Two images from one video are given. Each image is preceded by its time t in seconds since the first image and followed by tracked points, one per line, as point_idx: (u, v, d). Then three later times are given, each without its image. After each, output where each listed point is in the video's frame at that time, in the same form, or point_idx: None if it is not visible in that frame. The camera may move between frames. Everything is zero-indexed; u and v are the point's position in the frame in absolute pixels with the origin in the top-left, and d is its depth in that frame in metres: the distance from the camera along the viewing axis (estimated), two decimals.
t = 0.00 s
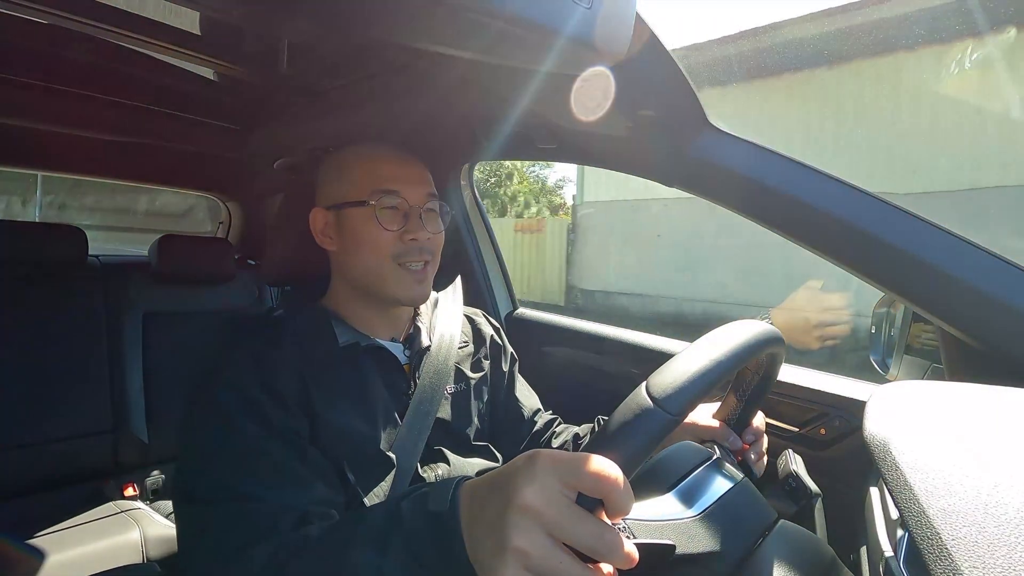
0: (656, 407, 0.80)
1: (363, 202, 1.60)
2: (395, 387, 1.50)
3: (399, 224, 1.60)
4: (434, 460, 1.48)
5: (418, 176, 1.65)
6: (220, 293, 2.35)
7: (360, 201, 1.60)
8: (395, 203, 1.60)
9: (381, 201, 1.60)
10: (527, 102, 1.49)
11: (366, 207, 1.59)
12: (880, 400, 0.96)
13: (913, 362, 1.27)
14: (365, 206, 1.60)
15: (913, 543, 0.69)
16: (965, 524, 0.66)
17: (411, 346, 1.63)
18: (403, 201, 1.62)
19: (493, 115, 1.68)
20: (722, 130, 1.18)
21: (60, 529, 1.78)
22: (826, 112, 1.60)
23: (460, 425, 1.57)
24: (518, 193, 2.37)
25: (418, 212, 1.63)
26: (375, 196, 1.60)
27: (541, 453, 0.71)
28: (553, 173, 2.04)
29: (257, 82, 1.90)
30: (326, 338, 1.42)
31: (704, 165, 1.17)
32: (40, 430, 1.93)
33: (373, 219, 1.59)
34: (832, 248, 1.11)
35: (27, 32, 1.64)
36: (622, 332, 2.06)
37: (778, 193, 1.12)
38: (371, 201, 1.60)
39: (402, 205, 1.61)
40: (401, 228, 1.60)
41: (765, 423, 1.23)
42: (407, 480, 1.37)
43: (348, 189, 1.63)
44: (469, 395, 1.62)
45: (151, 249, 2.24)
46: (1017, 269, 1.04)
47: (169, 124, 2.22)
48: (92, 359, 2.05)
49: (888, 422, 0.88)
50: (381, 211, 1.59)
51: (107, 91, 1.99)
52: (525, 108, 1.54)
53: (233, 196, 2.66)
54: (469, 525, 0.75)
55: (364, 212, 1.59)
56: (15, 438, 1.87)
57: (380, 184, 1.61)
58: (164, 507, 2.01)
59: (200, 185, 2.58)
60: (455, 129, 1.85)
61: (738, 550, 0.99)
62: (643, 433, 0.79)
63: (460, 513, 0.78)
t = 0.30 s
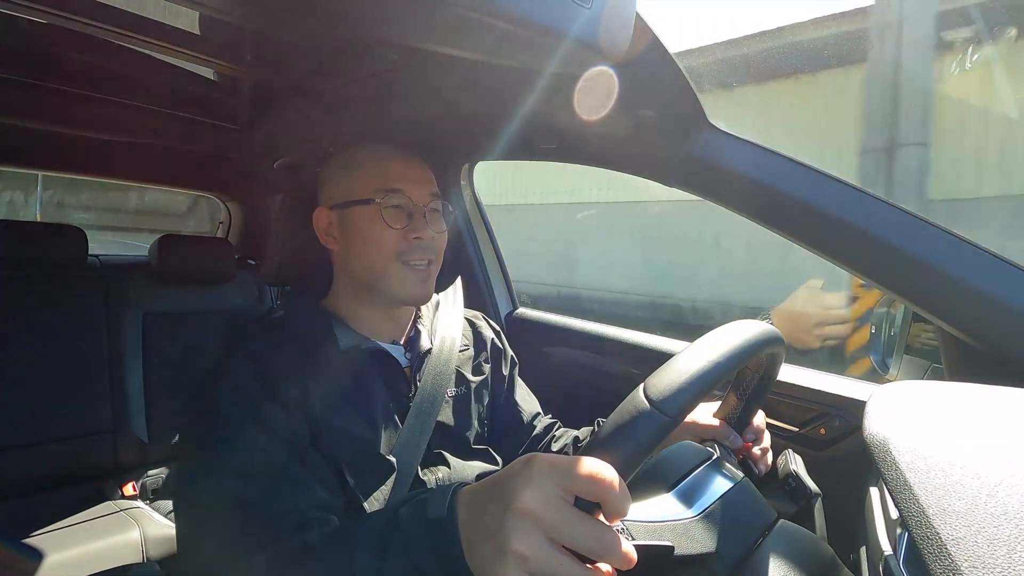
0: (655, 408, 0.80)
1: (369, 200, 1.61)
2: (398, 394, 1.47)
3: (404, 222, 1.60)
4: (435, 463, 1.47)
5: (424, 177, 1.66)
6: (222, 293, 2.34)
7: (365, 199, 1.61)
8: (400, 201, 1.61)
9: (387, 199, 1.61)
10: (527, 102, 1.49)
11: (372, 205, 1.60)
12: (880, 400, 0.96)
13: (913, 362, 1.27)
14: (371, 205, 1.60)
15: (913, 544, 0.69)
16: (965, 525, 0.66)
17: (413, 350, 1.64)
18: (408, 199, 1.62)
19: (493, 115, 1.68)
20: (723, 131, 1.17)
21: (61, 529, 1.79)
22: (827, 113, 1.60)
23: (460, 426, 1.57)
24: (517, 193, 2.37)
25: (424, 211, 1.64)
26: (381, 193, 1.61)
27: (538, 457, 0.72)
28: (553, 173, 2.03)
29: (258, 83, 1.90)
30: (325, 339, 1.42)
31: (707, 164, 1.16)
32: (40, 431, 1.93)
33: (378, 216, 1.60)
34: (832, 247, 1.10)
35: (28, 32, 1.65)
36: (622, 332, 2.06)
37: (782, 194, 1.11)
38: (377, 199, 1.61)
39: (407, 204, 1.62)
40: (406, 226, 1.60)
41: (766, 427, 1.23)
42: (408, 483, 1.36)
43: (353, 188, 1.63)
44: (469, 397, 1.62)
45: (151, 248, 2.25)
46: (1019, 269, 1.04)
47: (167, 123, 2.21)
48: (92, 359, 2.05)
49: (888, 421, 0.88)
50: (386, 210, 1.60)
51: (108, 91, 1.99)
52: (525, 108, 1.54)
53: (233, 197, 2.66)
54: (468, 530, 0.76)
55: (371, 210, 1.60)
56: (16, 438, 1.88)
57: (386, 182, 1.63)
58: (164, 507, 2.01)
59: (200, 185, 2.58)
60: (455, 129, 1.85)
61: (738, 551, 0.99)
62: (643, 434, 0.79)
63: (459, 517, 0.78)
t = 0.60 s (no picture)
0: (656, 407, 0.80)
1: (386, 203, 1.59)
2: (400, 392, 1.48)
3: (417, 226, 1.59)
4: (436, 462, 1.47)
5: (442, 184, 1.65)
6: (223, 293, 2.34)
7: (383, 202, 1.60)
8: (415, 206, 1.60)
9: (403, 204, 1.59)
10: (526, 102, 1.49)
11: (389, 208, 1.58)
12: (879, 400, 0.96)
13: (913, 359, 1.26)
14: (388, 207, 1.59)
15: (913, 543, 0.69)
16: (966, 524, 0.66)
17: (415, 351, 1.65)
18: (424, 204, 1.61)
19: (493, 114, 1.68)
20: (722, 131, 1.16)
21: (61, 529, 1.79)
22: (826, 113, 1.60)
23: (461, 426, 1.57)
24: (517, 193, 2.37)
25: (439, 216, 1.63)
26: (399, 197, 1.59)
27: (530, 465, 0.73)
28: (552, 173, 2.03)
29: (258, 82, 1.89)
30: (325, 340, 1.42)
31: (709, 167, 1.16)
32: (41, 431, 1.93)
33: (394, 220, 1.58)
34: (832, 247, 1.10)
35: (28, 33, 1.65)
36: (622, 333, 2.06)
37: (782, 193, 1.11)
38: (395, 202, 1.59)
39: (424, 209, 1.60)
40: (421, 230, 1.59)
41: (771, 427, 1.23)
42: (410, 483, 1.36)
43: (370, 185, 1.63)
44: (472, 397, 1.62)
45: (150, 248, 2.26)
46: (1019, 269, 1.04)
47: (167, 123, 2.21)
48: (93, 360, 2.05)
49: (889, 421, 0.88)
50: (402, 213, 1.59)
51: (108, 91, 1.99)
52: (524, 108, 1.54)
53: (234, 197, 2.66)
54: (466, 538, 0.76)
55: (387, 212, 1.59)
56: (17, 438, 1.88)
57: (403, 185, 1.61)
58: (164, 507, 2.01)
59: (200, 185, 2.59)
60: (454, 129, 1.85)
61: (740, 549, 0.99)
62: (642, 435, 0.78)
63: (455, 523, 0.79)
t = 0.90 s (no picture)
0: (654, 404, 0.81)
1: (382, 201, 1.60)
2: (400, 392, 1.48)
3: (415, 225, 1.60)
4: (437, 463, 1.48)
5: (438, 181, 1.66)
6: (223, 293, 2.34)
7: (379, 201, 1.60)
8: (413, 204, 1.61)
9: (400, 202, 1.60)
10: (526, 102, 1.49)
11: (385, 207, 1.59)
12: (879, 400, 0.96)
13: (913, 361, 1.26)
14: (385, 206, 1.60)
15: (914, 543, 0.69)
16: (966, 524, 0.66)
17: (416, 351, 1.64)
18: (421, 201, 1.62)
19: (493, 115, 1.68)
20: (723, 131, 1.16)
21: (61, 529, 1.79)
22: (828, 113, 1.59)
23: (461, 427, 1.57)
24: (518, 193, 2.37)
25: (436, 214, 1.64)
26: (395, 195, 1.61)
27: (527, 471, 0.73)
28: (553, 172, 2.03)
29: (259, 83, 1.89)
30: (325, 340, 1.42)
31: (710, 167, 1.16)
32: (42, 431, 1.93)
33: (391, 219, 1.59)
34: (833, 247, 1.10)
35: (29, 34, 1.65)
36: (622, 332, 2.06)
37: (782, 193, 1.11)
38: (390, 201, 1.60)
39: (421, 207, 1.61)
40: (418, 228, 1.61)
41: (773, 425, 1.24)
42: (410, 485, 1.36)
43: (369, 186, 1.63)
44: (472, 397, 1.62)
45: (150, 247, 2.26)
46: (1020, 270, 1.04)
47: (166, 122, 2.21)
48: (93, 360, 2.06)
49: (889, 421, 0.88)
50: (399, 212, 1.60)
51: (108, 91, 1.99)
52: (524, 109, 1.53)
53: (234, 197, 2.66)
54: (466, 542, 0.77)
55: (383, 211, 1.60)
56: (18, 438, 1.89)
57: (402, 184, 1.62)
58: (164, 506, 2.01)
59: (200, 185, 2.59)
60: (455, 129, 1.84)
61: (741, 548, 0.99)
62: (643, 434, 0.78)
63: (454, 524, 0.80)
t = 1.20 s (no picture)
0: (656, 404, 0.81)
1: (369, 198, 1.62)
2: (398, 393, 1.48)
3: (403, 221, 1.61)
4: (435, 464, 1.48)
5: (425, 178, 1.67)
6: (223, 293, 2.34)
7: (365, 198, 1.61)
8: (399, 200, 1.62)
9: (386, 198, 1.61)
10: (526, 104, 1.49)
11: (372, 204, 1.60)
12: (879, 400, 0.96)
13: (913, 360, 1.26)
14: (372, 203, 1.61)
15: (914, 543, 0.69)
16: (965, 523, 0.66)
17: (412, 351, 1.64)
18: (409, 197, 1.63)
19: (492, 116, 1.68)
20: (723, 131, 1.17)
21: (60, 529, 1.79)
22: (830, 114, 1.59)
23: (461, 427, 1.57)
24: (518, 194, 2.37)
25: (424, 210, 1.64)
26: (381, 191, 1.62)
27: (517, 484, 0.73)
28: (551, 172, 2.03)
29: (259, 83, 1.89)
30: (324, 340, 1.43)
31: (712, 168, 1.16)
32: (41, 431, 1.93)
33: (377, 216, 1.60)
34: (833, 248, 1.10)
35: (30, 34, 1.65)
36: (621, 333, 2.07)
37: (782, 193, 1.11)
38: (377, 198, 1.61)
39: (407, 202, 1.62)
40: (406, 224, 1.61)
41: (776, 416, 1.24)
42: (408, 485, 1.36)
43: (352, 185, 1.64)
44: (470, 398, 1.62)
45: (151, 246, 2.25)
46: (1019, 270, 1.04)
47: (166, 122, 2.21)
48: (93, 360, 2.06)
49: (888, 421, 0.88)
50: (385, 208, 1.61)
51: (109, 91, 1.99)
52: (524, 109, 1.53)
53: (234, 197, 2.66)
54: (462, 553, 0.78)
55: (371, 208, 1.60)
56: (18, 439, 1.89)
57: (386, 181, 1.63)
58: (164, 506, 2.01)
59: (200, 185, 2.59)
60: (455, 129, 1.85)
61: (740, 549, 0.99)
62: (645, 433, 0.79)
63: (452, 538, 0.81)
